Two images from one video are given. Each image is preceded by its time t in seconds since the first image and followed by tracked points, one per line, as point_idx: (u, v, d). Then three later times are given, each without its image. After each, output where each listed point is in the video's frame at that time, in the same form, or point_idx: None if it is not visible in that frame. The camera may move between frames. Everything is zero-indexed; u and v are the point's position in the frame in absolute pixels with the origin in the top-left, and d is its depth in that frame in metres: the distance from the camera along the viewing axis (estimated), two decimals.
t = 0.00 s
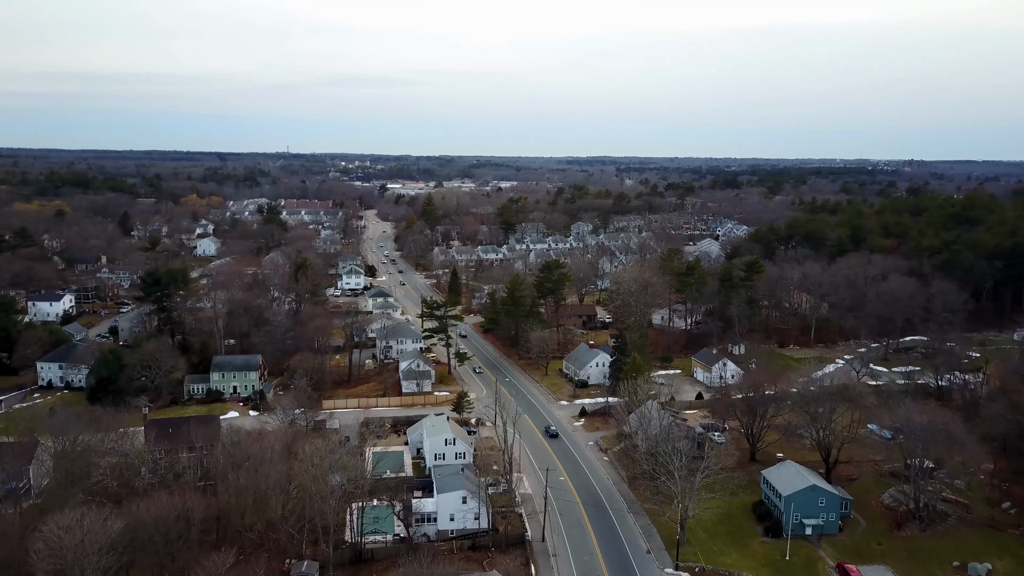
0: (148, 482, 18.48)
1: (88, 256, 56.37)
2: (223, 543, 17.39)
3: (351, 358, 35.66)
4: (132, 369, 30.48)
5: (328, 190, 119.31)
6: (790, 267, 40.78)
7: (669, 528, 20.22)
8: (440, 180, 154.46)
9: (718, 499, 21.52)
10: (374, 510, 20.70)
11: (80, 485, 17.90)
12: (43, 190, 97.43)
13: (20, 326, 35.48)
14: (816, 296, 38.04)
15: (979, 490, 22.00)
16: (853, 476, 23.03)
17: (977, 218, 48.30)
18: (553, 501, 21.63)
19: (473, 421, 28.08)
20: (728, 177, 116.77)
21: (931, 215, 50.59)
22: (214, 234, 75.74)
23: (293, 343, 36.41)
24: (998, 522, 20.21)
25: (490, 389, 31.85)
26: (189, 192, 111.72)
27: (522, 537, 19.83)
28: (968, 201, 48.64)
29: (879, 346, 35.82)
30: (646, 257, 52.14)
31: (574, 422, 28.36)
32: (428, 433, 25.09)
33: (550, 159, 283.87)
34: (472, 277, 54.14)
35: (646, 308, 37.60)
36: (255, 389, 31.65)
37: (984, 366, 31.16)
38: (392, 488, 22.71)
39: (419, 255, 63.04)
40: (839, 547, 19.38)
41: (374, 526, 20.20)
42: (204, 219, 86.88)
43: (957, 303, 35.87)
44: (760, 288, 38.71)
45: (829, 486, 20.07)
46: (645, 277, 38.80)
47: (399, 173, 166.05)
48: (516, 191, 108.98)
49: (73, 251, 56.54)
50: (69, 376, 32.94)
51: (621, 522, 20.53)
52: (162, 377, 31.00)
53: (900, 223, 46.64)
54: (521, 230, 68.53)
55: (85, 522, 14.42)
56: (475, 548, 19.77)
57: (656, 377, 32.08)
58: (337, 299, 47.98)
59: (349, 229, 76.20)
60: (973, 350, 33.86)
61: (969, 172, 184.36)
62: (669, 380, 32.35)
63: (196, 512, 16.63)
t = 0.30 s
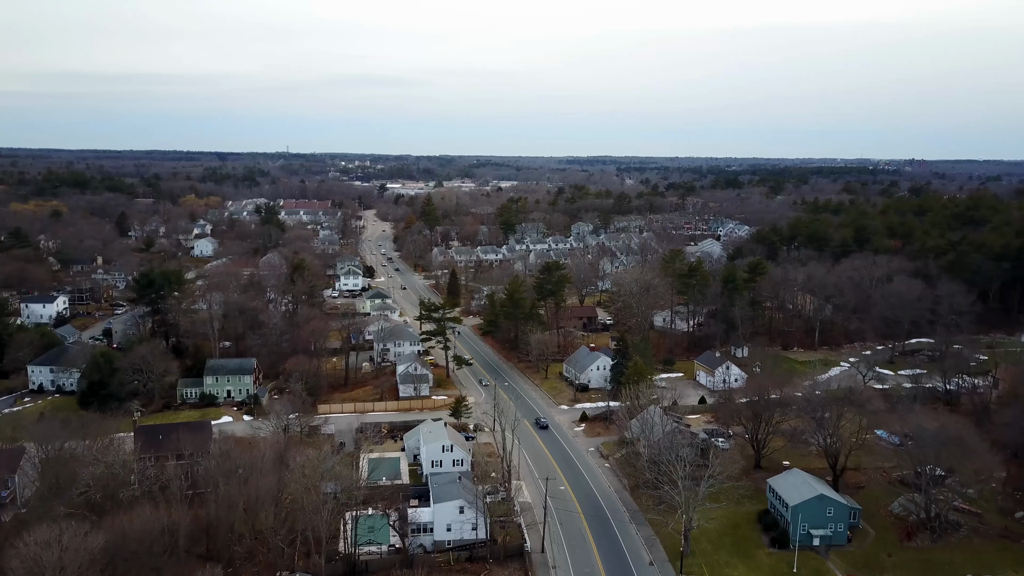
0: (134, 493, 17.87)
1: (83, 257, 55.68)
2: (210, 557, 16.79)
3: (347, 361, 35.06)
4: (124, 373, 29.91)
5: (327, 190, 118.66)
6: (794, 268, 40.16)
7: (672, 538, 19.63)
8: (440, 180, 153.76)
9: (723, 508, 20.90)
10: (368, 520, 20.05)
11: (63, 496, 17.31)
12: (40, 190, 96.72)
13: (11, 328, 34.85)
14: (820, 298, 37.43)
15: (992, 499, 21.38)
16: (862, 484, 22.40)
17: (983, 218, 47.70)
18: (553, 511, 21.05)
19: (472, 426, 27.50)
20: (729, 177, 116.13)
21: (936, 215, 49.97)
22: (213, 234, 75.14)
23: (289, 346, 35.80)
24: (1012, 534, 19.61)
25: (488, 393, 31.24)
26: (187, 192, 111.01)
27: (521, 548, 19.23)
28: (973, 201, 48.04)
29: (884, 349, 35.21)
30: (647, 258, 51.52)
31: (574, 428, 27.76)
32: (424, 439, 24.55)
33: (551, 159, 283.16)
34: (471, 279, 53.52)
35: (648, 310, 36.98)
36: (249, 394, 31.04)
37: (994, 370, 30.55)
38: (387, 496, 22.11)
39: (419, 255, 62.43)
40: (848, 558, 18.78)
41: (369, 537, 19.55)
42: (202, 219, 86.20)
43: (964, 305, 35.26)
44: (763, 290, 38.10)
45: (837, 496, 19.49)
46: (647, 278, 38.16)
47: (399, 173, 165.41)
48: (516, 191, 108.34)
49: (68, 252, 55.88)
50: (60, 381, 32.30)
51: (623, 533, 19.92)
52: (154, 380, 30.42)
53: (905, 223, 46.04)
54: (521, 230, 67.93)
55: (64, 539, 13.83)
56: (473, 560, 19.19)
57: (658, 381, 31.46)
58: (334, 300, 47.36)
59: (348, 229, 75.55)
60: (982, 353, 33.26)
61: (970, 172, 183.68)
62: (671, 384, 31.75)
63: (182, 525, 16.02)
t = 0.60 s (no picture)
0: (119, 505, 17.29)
1: (79, 258, 55.07)
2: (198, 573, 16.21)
3: (344, 365, 34.44)
4: (115, 377, 29.29)
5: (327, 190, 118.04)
6: (798, 269, 39.52)
7: (677, 551, 19.01)
8: (440, 180, 153.15)
9: (729, 519, 20.26)
10: (364, 531, 19.42)
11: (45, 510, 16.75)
12: (38, 190, 96.10)
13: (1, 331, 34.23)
14: (826, 300, 36.79)
15: (1006, 509, 20.72)
16: (871, 493, 21.75)
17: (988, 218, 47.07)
18: (554, 521, 20.44)
19: (470, 432, 26.87)
20: (730, 177, 115.53)
21: (940, 215, 49.34)
22: (211, 235, 74.56)
23: (285, 349, 35.18)
24: None
25: (487, 397, 30.59)
26: (186, 192, 110.39)
27: (520, 561, 18.60)
28: (979, 201, 47.39)
29: (891, 352, 34.56)
30: (649, 259, 50.88)
31: (575, 434, 27.11)
32: (421, 446, 23.97)
33: (552, 159, 282.50)
34: (471, 280, 52.87)
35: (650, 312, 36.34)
36: (243, 399, 30.40)
37: (1004, 374, 29.90)
38: (383, 506, 21.48)
39: (418, 256, 61.81)
40: (859, 572, 18.12)
41: (364, 549, 18.91)
42: (200, 219, 85.53)
43: (972, 308, 34.58)
44: (767, 292, 37.47)
45: (847, 507, 18.86)
46: (648, 280, 37.52)
47: (400, 173, 164.82)
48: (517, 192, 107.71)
49: (63, 253, 55.26)
50: (51, 385, 31.66)
51: (626, 545, 19.31)
52: (147, 385, 29.83)
53: (909, 224, 45.38)
54: (521, 230, 67.32)
55: (42, 559, 13.29)
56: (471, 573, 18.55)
57: (661, 386, 30.80)
58: (331, 302, 46.73)
59: (347, 230, 74.89)
60: (990, 356, 32.61)
61: (971, 172, 183.01)
62: (674, 389, 31.10)
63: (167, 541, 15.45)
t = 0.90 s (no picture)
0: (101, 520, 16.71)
1: (74, 259, 54.49)
2: None
3: (341, 369, 33.87)
4: (107, 383, 28.68)
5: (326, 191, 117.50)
6: (802, 271, 38.95)
7: (682, 563, 18.42)
8: (440, 180, 152.66)
9: (735, 530, 19.66)
10: (358, 542, 18.67)
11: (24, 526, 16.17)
12: (35, 191, 95.50)
13: None
14: (830, 302, 36.21)
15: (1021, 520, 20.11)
16: (880, 502, 21.17)
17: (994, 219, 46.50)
18: (554, 532, 19.89)
19: (469, 439, 26.30)
20: (731, 177, 115.01)
21: (945, 215, 48.76)
22: (209, 236, 73.98)
23: (281, 353, 34.61)
24: None
25: (486, 403, 30.01)
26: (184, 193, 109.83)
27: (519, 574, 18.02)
28: (984, 201, 46.83)
29: (897, 356, 33.96)
30: (650, 260, 50.33)
31: (576, 440, 26.53)
32: (418, 454, 23.39)
33: (552, 159, 281.89)
34: (470, 281, 52.30)
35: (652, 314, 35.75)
36: (238, 404, 29.83)
37: (1013, 378, 29.31)
38: (378, 516, 20.89)
39: (417, 257, 61.22)
40: None
41: (358, 562, 18.23)
42: (198, 220, 84.93)
43: (980, 310, 33.99)
44: (770, 294, 36.88)
45: (857, 519, 18.28)
46: (650, 282, 36.94)
47: (399, 173, 164.27)
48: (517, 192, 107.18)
49: (59, 254, 54.69)
50: (42, 390, 31.09)
51: (628, 556, 18.78)
52: (139, 390, 29.23)
53: (914, 225, 44.81)
54: (521, 231, 66.76)
55: None
56: None
57: (663, 390, 30.21)
58: (329, 304, 46.15)
59: (346, 231, 74.33)
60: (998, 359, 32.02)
61: (973, 172, 182.45)
62: (677, 393, 30.53)
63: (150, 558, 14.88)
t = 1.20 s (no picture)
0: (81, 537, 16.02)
1: (69, 261, 53.88)
2: None
3: (337, 374, 33.23)
4: (96, 389, 28.01)
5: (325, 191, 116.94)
6: (806, 273, 38.31)
7: None
8: (440, 180, 152.19)
9: (742, 544, 18.98)
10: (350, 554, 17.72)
11: None
12: (33, 191, 94.90)
13: None
14: (835, 305, 35.55)
15: None
16: (891, 513, 20.52)
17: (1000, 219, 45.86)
18: (555, 544, 19.25)
19: (468, 446, 25.65)
20: (732, 176, 114.47)
21: (950, 216, 48.11)
22: (206, 237, 73.28)
23: (276, 357, 33.98)
24: None
25: (485, 408, 29.36)
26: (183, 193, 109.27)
27: None
28: (990, 201, 46.19)
29: (904, 360, 33.28)
30: (652, 262, 49.70)
31: (577, 448, 25.88)
32: (414, 463, 22.75)
33: (552, 159, 281.20)
34: (469, 283, 51.68)
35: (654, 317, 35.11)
36: (231, 410, 29.21)
37: None
38: (373, 528, 20.24)
39: (416, 258, 60.58)
40: None
41: None
42: (196, 220, 84.34)
43: (988, 313, 33.32)
44: (775, 297, 36.21)
45: (869, 532, 17.60)
46: (652, 285, 36.30)
47: (399, 173, 163.60)
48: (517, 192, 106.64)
49: (54, 255, 54.07)
50: (31, 395, 30.44)
51: (631, 570, 18.13)
52: (129, 396, 28.56)
53: (919, 225, 44.17)
54: (521, 232, 66.11)
55: None
56: None
57: (666, 396, 29.55)
58: (326, 306, 45.53)
59: (344, 232, 73.73)
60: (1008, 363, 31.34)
61: (974, 172, 181.90)
62: (680, 399, 29.88)
63: None
